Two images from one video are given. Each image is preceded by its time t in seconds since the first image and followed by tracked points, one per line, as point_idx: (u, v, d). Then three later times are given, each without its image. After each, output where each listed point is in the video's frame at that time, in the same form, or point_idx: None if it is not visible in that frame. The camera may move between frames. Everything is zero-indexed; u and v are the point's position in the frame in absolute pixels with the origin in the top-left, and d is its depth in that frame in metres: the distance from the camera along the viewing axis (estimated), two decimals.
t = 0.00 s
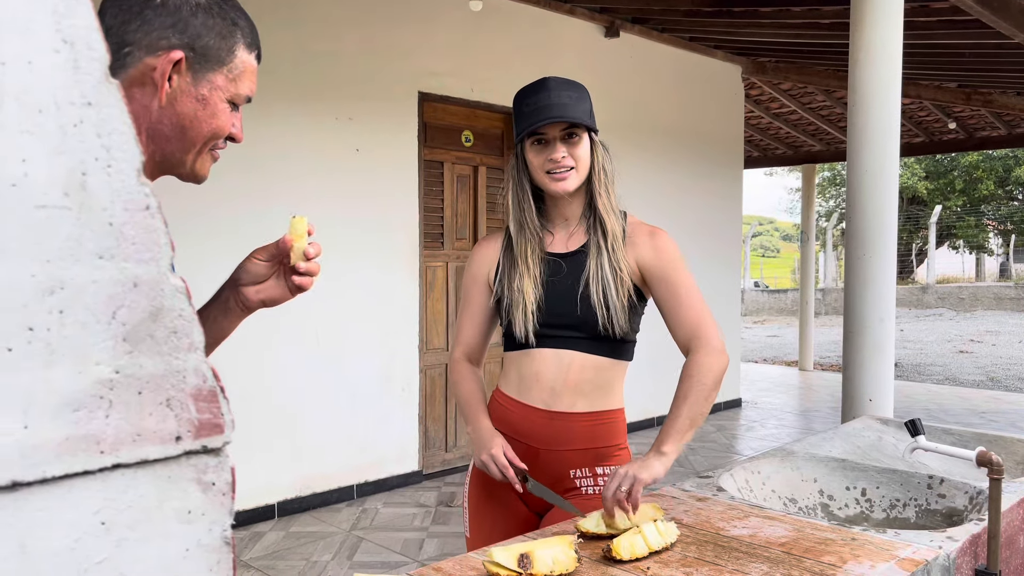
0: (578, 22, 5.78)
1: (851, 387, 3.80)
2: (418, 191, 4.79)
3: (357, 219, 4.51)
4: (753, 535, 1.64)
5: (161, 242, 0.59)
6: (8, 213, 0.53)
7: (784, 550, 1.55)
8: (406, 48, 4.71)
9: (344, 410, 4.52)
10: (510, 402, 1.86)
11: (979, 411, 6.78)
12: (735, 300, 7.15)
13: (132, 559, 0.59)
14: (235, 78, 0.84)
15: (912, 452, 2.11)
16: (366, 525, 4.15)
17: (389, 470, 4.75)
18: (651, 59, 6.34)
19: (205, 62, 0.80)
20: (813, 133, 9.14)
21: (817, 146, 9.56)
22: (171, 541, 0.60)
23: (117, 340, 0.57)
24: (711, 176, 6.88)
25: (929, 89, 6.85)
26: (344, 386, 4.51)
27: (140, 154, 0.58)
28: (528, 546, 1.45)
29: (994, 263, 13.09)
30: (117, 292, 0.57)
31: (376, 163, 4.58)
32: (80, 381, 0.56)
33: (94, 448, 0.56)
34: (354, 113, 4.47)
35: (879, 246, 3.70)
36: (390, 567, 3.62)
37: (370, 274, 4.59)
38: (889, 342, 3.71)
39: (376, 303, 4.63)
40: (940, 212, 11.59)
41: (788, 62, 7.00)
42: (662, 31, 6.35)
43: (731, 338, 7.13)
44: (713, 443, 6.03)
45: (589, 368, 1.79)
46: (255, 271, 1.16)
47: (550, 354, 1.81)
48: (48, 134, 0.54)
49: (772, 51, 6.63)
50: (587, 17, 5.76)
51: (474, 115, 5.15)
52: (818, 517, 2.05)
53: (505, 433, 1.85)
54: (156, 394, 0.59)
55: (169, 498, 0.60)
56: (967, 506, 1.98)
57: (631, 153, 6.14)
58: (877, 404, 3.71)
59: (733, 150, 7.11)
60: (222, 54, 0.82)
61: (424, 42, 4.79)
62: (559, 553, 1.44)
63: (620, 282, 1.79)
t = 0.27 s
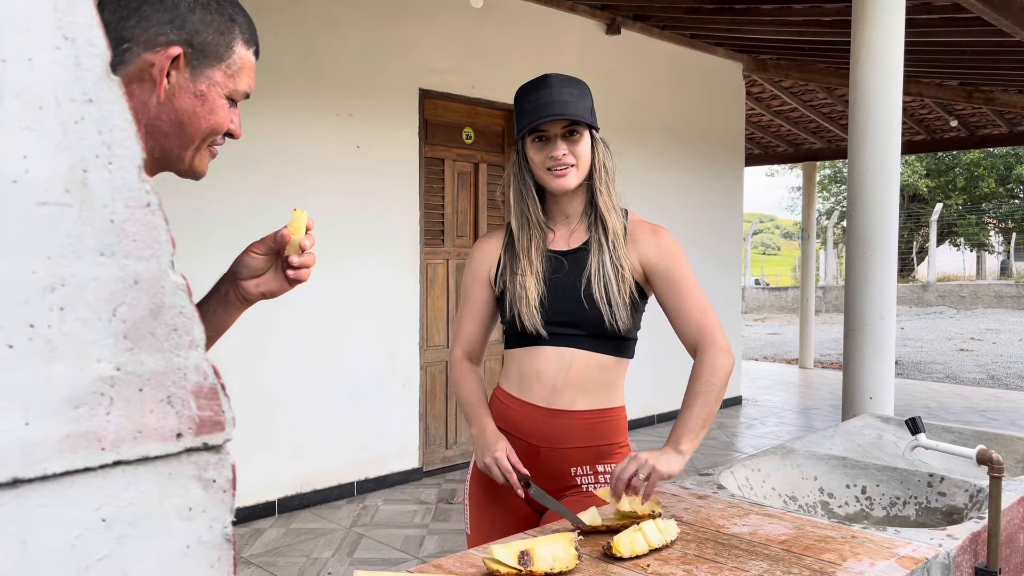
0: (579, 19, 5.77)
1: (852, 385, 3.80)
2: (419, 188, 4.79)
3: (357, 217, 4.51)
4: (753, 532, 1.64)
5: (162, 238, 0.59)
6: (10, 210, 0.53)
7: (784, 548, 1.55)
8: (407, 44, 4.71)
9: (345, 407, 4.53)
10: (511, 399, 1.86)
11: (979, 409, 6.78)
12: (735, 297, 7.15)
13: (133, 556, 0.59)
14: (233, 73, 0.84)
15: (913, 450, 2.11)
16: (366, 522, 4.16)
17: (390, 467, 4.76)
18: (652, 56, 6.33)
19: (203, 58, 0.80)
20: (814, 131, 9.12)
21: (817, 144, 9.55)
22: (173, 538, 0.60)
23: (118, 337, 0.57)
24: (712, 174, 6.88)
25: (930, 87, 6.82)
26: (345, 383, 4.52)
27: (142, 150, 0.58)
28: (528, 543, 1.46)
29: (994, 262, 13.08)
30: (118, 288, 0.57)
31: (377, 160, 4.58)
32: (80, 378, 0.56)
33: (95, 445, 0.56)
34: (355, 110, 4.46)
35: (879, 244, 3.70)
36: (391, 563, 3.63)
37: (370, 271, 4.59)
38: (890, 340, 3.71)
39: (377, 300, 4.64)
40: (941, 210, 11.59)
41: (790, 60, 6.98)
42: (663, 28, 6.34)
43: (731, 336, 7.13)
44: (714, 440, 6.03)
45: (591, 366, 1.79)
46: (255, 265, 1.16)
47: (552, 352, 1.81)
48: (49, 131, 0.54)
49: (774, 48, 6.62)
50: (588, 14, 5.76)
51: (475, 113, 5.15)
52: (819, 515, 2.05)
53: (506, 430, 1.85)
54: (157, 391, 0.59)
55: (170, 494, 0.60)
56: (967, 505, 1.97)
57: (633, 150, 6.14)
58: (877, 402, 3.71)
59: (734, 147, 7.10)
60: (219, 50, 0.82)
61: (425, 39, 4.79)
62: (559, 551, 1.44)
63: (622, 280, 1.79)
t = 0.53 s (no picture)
0: (580, 16, 5.77)
1: (852, 383, 3.80)
2: (419, 185, 4.79)
3: (357, 213, 4.50)
4: (752, 529, 1.64)
5: (157, 232, 0.58)
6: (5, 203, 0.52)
7: (784, 545, 1.55)
8: (408, 40, 4.69)
9: (344, 403, 4.52)
10: (511, 395, 1.85)
11: (979, 407, 6.78)
12: (735, 294, 7.14)
13: (129, 553, 0.58)
14: (230, 70, 0.84)
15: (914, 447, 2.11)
16: (366, 518, 4.16)
17: (389, 464, 4.76)
18: (653, 53, 6.31)
19: (200, 53, 0.80)
20: (816, 128, 9.10)
21: (818, 141, 9.53)
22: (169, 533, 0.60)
23: (114, 331, 0.57)
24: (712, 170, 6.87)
25: (932, 84, 6.79)
26: (345, 380, 4.52)
27: (137, 143, 0.58)
28: (527, 540, 1.45)
29: (995, 259, 13.10)
30: (113, 282, 0.56)
31: (378, 157, 4.58)
32: (76, 372, 0.55)
33: (91, 440, 0.56)
34: (355, 106, 4.45)
35: (880, 242, 3.69)
36: (390, 560, 3.63)
37: (370, 267, 4.58)
38: (890, 338, 3.70)
39: (376, 296, 4.63)
40: (942, 208, 11.58)
41: (791, 56, 6.96)
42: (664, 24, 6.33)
43: (731, 333, 7.12)
44: (713, 437, 6.03)
45: (591, 363, 1.79)
46: (254, 269, 1.15)
47: (552, 349, 1.80)
48: (44, 122, 0.54)
49: (775, 45, 6.60)
50: (589, 10, 5.71)
51: (476, 109, 5.15)
52: (819, 513, 2.04)
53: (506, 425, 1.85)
54: (153, 385, 0.58)
55: (166, 490, 0.60)
56: (967, 502, 1.95)
57: (634, 147, 6.12)
58: (878, 399, 3.70)
59: (734, 144, 7.09)
60: (216, 45, 0.82)
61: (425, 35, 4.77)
62: (559, 548, 1.44)
63: (622, 277, 1.79)
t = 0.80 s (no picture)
0: (581, 12, 5.76)
1: (852, 379, 3.80)
2: (419, 180, 4.79)
3: (357, 209, 4.51)
4: (752, 524, 1.65)
5: (166, 224, 0.59)
6: (18, 194, 0.53)
7: (783, 540, 1.56)
8: (409, 36, 4.69)
9: (344, 399, 4.53)
10: (513, 390, 1.86)
11: (978, 404, 6.80)
12: (735, 291, 7.15)
13: (137, 541, 0.59)
14: (232, 69, 0.84)
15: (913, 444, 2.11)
16: (365, 513, 4.17)
17: (389, 459, 4.77)
18: (654, 49, 6.31)
19: (202, 51, 0.80)
20: (816, 125, 9.09)
21: (818, 138, 9.52)
22: (176, 522, 0.60)
23: (124, 322, 0.57)
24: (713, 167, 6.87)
25: (932, 82, 6.78)
26: (345, 375, 4.52)
27: (147, 136, 0.58)
28: (528, 534, 1.46)
29: (994, 258, 13.19)
30: (122, 273, 0.57)
31: (378, 153, 4.58)
32: (85, 362, 0.56)
33: (100, 429, 0.56)
34: (356, 101, 4.45)
35: (880, 239, 3.70)
36: (390, 554, 3.64)
37: (370, 263, 4.59)
38: (889, 335, 3.71)
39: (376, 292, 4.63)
40: (942, 205, 11.59)
41: (792, 53, 6.96)
42: (665, 21, 6.33)
43: (731, 330, 7.13)
44: (712, 434, 6.05)
45: (593, 358, 1.80)
46: (251, 279, 1.17)
47: (554, 344, 1.81)
48: (55, 114, 0.54)
49: (775, 43, 6.59)
50: (590, 6, 5.76)
51: (476, 105, 5.15)
52: (819, 509, 2.05)
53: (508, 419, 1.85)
54: (161, 375, 0.59)
55: (174, 480, 0.60)
56: (966, 499, 1.95)
57: (634, 144, 6.13)
58: (877, 396, 3.71)
59: (734, 141, 7.10)
60: (219, 44, 0.82)
61: (426, 30, 4.77)
62: (560, 541, 1.45)
63: (624, 273, 1.80)
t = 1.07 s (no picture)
0: (582, 9, 5.76)
1: (851, 377, 3.81)
2: (420, 176, 4.79)
3: (358, 204, 4.51)
4: (753, 520, 1.66)
5: (178, 217, 0.59)
6: (34, 188, 0.53)
7: (784, 536, 1.56)
8: (409, 31, 4.69)
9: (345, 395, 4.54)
10: (514, 386, 1.86)
11: (976, 402, 6.82)
12: (734, 288, 7.16)
13: (148, 532, 0.59)
14: (229, 63, 0.84)
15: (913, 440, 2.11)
16: (365, 508, 4.18)
17: (389, 455, 4.78)
18: (655, 46, 6.31)
19: (199, 45, 0.80)
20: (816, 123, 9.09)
21: (818, 136, 9.51)
22: (187, 513, 0.61)
23: (136, 314, 0.57)
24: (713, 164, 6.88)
25: (932, 80, 6.78)
26: (344, 371, 4.53)
27: (158, 130, 0.58)
28: (530, 529, 1.47)
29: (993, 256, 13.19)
30: (135, 265, 0.57)
31: (379, 149, 4.58)
32: (98, 354, 0.56)
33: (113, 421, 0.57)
34: (356, 97, 4.45)
35: (880, 236, 3.70)
36: (390, 550, 3.65)
37: (370, 259, 4.59)
38: (888, 332, 3.72)
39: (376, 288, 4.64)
40: (941, 204, 11.60)
41: (792, 51, 6.96)
42: (666, 18, 6.32)
43: (730, 327, 7.14)
44: (711, 431, 6.07)
45: (593, 355, 1.80)
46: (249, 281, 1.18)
47: (555, 340, 1.81)
48: (69, 107, 0.54)
49: (776, 40, 6.60)
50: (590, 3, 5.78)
51: (476, 101, 5.15)
52: (819, 505, 2.06)
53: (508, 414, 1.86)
54: (172, 367, 0.59)
55: (185, 471, 0.61)
56: (965, 495, 1.97)
57: (635, 141, 6.13)
58: (876, 394, 3.72)
59: (735, 138, 7.10)
60: (216, 38, 0.82)
61: (426, 26, 4.76)
62: (561, 536, 1.46)
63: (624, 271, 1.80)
